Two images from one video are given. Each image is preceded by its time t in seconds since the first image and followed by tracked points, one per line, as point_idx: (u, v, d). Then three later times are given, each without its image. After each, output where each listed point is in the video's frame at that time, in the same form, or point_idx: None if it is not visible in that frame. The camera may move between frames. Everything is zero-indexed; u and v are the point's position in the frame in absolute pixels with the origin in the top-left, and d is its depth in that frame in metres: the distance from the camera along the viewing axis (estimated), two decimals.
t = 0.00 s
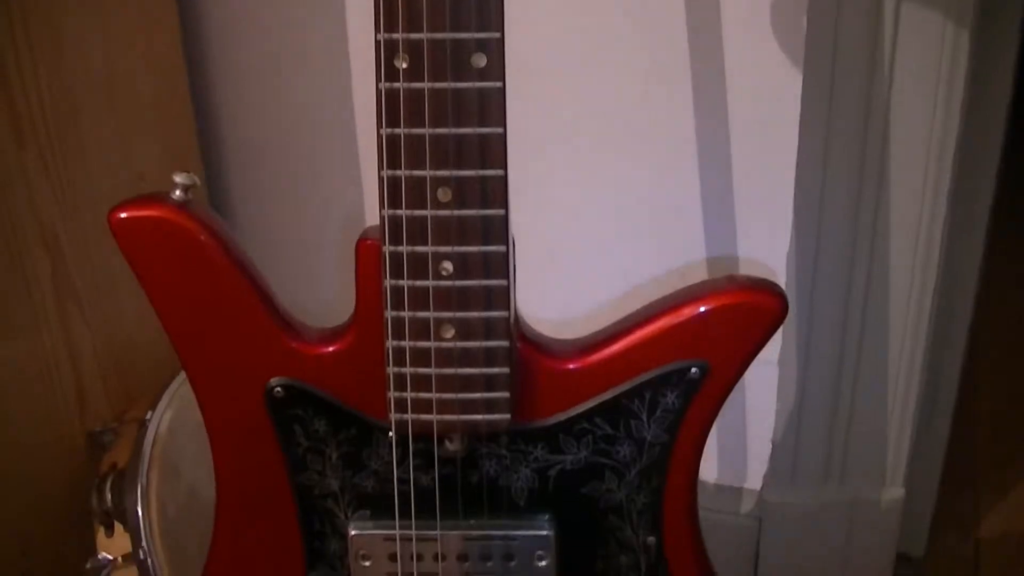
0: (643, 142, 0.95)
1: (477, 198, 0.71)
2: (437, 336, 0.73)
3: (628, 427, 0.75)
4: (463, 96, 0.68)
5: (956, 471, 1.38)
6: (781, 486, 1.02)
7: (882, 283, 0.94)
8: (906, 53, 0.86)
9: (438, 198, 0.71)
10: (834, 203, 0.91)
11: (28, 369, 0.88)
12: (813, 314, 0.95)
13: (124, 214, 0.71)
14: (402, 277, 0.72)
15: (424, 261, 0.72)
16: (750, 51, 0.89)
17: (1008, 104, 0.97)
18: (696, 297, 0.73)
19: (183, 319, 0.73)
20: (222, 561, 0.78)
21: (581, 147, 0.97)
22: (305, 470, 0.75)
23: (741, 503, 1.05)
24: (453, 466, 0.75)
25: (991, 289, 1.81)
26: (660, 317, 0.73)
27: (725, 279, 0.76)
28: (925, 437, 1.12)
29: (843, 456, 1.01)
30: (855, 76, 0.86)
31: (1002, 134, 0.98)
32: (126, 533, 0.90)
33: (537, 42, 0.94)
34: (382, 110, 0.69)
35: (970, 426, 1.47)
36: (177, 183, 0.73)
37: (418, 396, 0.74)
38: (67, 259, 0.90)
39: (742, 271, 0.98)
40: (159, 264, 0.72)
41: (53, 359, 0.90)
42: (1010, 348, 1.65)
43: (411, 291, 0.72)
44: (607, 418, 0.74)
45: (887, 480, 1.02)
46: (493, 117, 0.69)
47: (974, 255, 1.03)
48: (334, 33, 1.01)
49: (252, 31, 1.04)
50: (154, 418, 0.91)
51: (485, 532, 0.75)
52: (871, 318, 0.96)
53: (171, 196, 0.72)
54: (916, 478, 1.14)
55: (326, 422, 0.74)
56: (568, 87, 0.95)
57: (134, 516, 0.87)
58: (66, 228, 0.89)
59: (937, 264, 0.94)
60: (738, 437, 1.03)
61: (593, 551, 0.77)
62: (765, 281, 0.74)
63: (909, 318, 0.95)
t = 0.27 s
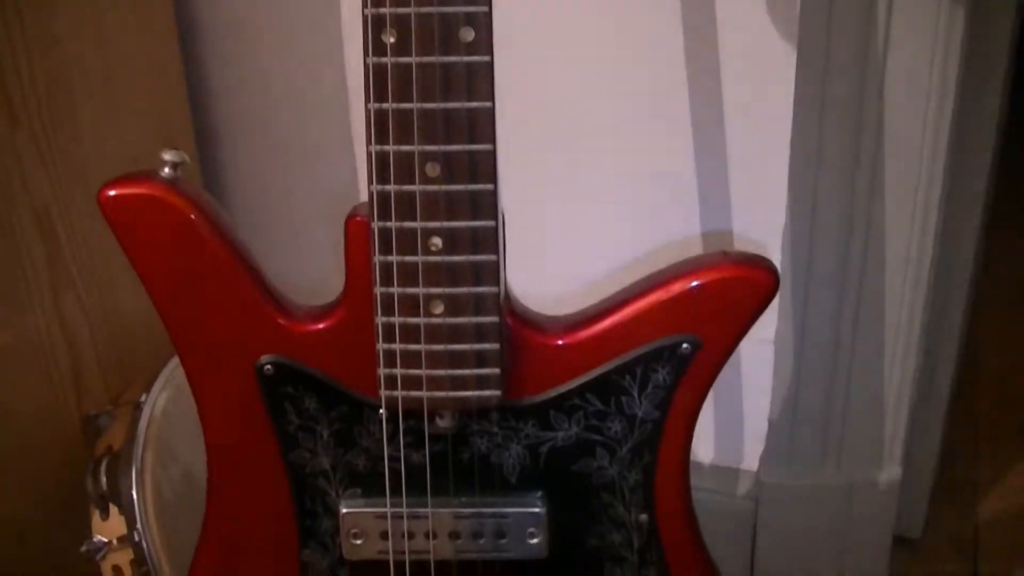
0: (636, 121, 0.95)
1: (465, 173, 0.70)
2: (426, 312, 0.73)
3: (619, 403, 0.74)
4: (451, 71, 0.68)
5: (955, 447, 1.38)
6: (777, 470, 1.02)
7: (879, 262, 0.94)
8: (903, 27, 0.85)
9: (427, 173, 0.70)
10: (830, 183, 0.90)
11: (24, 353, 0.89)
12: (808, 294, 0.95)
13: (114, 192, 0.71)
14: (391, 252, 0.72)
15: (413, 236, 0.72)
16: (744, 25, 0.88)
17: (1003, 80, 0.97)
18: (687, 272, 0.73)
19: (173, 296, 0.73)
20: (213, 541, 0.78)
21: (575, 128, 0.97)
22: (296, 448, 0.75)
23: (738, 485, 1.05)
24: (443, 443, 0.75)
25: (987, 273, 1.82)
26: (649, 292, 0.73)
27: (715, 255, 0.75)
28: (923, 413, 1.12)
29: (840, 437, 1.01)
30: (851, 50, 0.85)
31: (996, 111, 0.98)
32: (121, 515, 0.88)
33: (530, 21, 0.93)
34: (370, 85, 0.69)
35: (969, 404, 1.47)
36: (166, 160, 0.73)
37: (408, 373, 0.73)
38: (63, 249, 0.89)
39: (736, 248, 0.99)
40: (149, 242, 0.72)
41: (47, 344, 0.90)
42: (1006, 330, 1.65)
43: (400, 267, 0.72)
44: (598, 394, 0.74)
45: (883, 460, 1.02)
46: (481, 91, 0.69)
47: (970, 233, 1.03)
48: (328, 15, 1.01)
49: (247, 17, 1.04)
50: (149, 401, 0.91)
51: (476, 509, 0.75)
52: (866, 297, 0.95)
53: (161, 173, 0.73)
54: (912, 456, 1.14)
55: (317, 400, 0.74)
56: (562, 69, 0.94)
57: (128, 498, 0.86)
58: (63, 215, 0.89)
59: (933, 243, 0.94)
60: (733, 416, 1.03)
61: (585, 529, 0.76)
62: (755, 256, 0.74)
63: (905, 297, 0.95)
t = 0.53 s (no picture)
0: (633, 101, 0.95)
1: (456, 148, 0.70)
2: (418, 288, 0.73)
3: (612, 380, 0.74)
4: (440, 45, 0.67)
5: (955, 430, 1.37)
6: (776, 452, 1.02)
7: (877, 243, 0.94)
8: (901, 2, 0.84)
9: (417, 148, 0.70)
10: (827, 161, 0.90)
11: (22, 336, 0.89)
12: (806, 274, 0.94)
13: (106, 169, 0.71)
14: (382, 228, 0.72)
15: (404, 212, 0.71)
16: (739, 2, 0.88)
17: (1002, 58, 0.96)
18: (680, 248, 0.73)
19: (165, 272, 0.73)
20: (206, 520, 0.78)
21: (571, 109, 0.97)
22: (288, 426, 0.75)
23: (738, 467, 1.05)
24: (436, 421, 0.74)
25: (990, 265, 1.81)
26: (643, 269, 0.73)
27: (709, 231, 0.75)
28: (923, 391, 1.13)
29: (840, 417, 1.01)
30: (847, 25, 0.84)
31: (994, 88, 0.97)
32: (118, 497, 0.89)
33: None
34: (360, 60, 0.68)
35: (968, 387, 1.47)
36: (158, 137, 0.72)
37: (400, 349, 0.73)
38: (59, 224, 0.91)
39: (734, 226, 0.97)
40: (141, 220, 0.72)
41: (43, 324, 0.90)
42: (1010, 318, 1.64)
43: (391, 243, 0.72)
44: (591, 371, 0.74)
45: (882, 440, 1.02)
46: (471, 66, 0.68)
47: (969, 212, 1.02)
48: None
49: None
50: (147, 382, 0.92)
51: (469, 487, 0.75)
52: (864, 278, 0.95)
53: (152, 150, 0.72)
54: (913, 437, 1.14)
55: (309, 377, 0.74)
56: (554, 49, 0.95)
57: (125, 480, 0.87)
58: (59, 193, 0.90)
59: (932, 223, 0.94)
60: (732, 397, 1.02)
61: (579, 507, 0.76)
62: (749, 233, 0.73)
63: (904, 277, 0.95)
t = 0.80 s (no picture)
0: (633, 85, 0.94)
1: (449, 130, 0.69)
2: (411, 271, 0.72)
3: (606, 364, 0.74)
4: (433, 27, 0.66)
5: (957, 419, 1.37)
6: (776, 440, 1.02)
7: (877, 231, 0.92)
8: None
9: (410, 130, 0.70)
10: (829, 149, 0.89)
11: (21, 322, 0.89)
12: (806, 262, 0.94)
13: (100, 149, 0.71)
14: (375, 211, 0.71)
15: (397, 194, 0.71)
16: None
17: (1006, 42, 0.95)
18: (675, 232, 0.72)
19: (157, 254, 0.73)
20: (200, 502, 0.78)
21: (570, 96, 0.97)
22: (282, 409, 0.75)
23: (737, 455, 1.07)
24: (429, 405, 0.74)
25: (994, 252, 1.80)
26: (637, 253, 0.72)
27: (704, 216, 0.74)
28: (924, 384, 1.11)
29: (840, 406, 1.00)
30: (849, 10, 0.83)
31: (998, 73, 0.96)
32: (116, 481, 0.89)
33: None
34: (353, 41, 0.67)
35: (971, 376, 1.46)
36: (151, 120, 0.72)
37: (393, 332, 0.73)
38: (58, 214, 0.90)
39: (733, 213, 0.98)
40: (135, 200, 0.72)
41: (42, 309, 0.91)
42: (1013, 306, 1.63)
43: (385, 226, 0.71)
44: (584, 355, 0.73)
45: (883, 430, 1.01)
46: (465, 48, 0.67)
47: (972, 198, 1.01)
48: None
49: None
50: (145, 367, 0.91)
51: (462, 472, 0.74)
52: (866, 266, 0.94)
53: (146, 132, 0.72)
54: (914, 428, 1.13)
55: (303, 360, 0.74)
56: (554, 33, 0.94)
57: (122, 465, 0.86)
58: (57, 180, 0.90)
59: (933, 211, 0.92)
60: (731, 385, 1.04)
61: (572, 492, 0.76)
62: (745, 218, 0.72)
63: (904, 266, 0.93)
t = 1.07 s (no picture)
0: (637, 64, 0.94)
1: (444, 106, 0.69)
2: (407, 248, 0.72)
3: (604, 343, 0.73)
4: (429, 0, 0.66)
5: (963, 407, 1.35)
6: (782, 426, 1.01)
7: (883, 212, 0.91)
8: None
9: (406, 106, 0.69)
10: (834, 128, 0.88)
11: (23, 303, 0.89)
12: (811, 245, 0.93)
13: (96, 126, 0.70)
14: (371, 187, 0.71)
15: (393, 170, 0.70)
16: None
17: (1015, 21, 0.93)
18: (674, 210, 0.71)
19: (154, 229, 0.73)
20: (197, 482, 0.78)
21: (570, 75, 0.96)
22: (278, 387, 0.75)
23: (741, 441, 1.07)
24: (425, 383, 0.74)
25: (999, 240, 1.79)
26: (635, 231, 0.72)
27: (704, 194, 0.73)
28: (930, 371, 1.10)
29: (845, 390, 0.99)
30: None
31: (1006, 52, 0.94)
32: (118, 463, 0.89)
33: None
34: (349, 15, 0.67)
35: (979, 364, 1.44)
36: (147, 95, 0.72)
37: (389, 310, 0.72)
38: (59, 191, 0.91)
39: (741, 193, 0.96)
40: (131, 177, 0.72)
41: (44, 290, 0.90)
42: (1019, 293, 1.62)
43: (380, 202, 0.71)
44: (582, 334, 0.73)
45: (890, 416, 1.00)
46: (460, 21, 0.66)
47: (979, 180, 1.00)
48: None
49: None
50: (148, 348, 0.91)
51: (460, 451, 0.74)
52: (872, 247, 0.93)
53: (142, 108, 0.72)
54: (919, 413, 1.12)
55: (299, 337, 0.74)
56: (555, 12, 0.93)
57: (124, 447, 0.86)
58: (60, 159, 0.90)
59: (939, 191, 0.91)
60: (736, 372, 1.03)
61: (570, 472, 0.75)
62: (745, 196, 0.72)
63: (910, 247, 0.92)
